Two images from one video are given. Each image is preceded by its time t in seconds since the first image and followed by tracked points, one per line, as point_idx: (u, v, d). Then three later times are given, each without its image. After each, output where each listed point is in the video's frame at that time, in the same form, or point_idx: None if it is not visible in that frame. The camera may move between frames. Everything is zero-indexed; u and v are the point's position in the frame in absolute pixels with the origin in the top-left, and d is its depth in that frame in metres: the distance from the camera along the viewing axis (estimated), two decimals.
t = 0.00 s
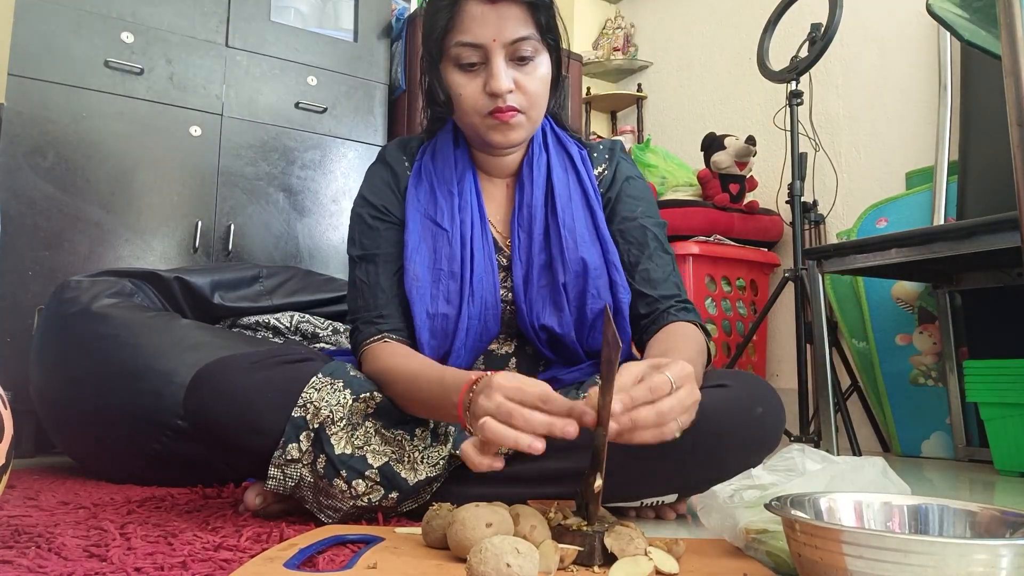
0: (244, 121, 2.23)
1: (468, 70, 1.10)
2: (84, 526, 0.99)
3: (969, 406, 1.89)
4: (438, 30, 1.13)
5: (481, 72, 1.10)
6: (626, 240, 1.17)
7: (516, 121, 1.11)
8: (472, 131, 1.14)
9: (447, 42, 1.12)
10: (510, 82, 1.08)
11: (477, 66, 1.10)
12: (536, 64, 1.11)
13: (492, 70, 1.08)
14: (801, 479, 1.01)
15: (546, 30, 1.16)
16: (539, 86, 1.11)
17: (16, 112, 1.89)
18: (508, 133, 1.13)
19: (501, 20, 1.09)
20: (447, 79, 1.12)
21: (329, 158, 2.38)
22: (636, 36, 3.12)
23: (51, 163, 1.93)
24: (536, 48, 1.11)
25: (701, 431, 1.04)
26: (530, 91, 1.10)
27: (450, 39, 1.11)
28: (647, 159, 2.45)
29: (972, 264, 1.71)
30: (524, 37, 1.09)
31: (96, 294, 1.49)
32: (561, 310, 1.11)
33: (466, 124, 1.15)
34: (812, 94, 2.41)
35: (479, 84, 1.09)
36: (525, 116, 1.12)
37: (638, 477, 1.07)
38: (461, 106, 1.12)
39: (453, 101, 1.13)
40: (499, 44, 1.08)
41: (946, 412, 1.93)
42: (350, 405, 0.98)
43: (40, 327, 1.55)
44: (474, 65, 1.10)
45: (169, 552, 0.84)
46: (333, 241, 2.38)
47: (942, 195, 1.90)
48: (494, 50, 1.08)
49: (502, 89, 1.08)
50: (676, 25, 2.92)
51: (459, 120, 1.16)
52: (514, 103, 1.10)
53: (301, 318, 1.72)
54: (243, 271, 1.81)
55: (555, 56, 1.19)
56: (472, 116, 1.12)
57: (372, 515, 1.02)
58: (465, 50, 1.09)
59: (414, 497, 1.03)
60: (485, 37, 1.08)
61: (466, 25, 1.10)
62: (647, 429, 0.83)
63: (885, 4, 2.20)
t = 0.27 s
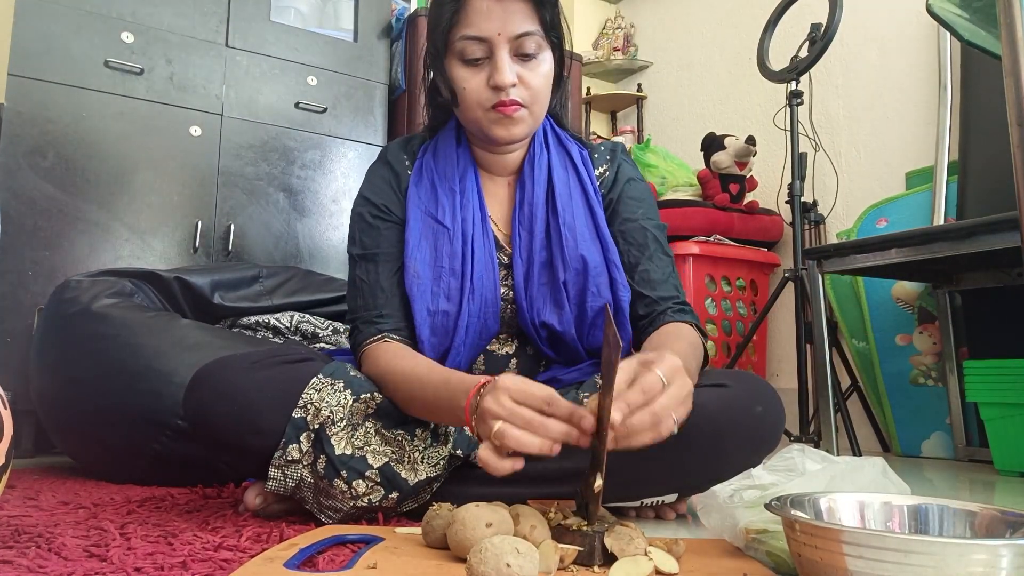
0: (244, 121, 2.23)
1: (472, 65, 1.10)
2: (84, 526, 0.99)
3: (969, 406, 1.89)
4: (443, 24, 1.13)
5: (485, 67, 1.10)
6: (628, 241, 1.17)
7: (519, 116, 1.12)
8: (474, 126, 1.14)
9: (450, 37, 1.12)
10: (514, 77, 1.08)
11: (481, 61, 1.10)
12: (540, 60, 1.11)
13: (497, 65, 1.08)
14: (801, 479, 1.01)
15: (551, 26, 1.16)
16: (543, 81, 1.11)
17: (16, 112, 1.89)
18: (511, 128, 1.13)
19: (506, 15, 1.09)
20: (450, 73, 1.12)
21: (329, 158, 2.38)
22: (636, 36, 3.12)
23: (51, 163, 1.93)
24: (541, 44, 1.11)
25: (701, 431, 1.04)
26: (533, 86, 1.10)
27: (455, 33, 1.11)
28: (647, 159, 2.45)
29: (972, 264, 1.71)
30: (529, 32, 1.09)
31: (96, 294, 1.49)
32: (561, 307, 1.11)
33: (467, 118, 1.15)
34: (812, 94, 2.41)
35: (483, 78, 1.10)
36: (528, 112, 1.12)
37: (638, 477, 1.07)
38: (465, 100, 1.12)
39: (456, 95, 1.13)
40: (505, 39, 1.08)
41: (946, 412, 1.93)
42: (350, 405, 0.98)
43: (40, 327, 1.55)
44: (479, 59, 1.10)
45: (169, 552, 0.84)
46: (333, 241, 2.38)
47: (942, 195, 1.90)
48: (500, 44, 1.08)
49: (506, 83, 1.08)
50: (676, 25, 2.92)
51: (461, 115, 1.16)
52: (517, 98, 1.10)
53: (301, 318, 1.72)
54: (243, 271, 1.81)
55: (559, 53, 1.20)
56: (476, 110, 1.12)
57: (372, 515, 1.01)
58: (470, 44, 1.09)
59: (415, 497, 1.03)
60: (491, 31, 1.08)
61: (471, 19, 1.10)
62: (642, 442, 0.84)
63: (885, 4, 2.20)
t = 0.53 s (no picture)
0: (245, 121, 2.23)
1: (468, 62, 1.11)
2: (84, 526, 0.99)
3: (969, 407, 1.89)
4: (438, 24, 1.13)
5: (481, 64, 1.10)
6: (626, 238, 1.17)
7: (515, 114, 1.11)
8: (471, 124, 1.14)
9: (444, 37, 1.13)
10: (510, 73, 1.08)
11: (477, 58, 1.10)
12: (535, 57, 1.12)
13: (492, 62, 1.09)
14: (801, 479, 1.01)
15: (547, 23, 1.17)
16: (540, 78, 1.12)
17: (16, 112, 1.89)
18: (507, 127, 1.13)
19: (501, 12, 1.10)
20: (445, 72, 1.13)
21: (329, 158, 2.38)
22: (636, 37, 3.12)
23: (51, 163, 1.93)
24: (535, 42, 1.11)
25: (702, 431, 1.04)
26: (529, 83, 1.11)
27: (450, 32, 1.12)
28: (647, 159, 2.46)
29: (972, 264, 1.71)
30: (523, 30, 1.10)
31: (96, 294, 1.50)
32: (560, 306, 1.11)
33: (464, 117, 1.15)
34: (812, 95, 2.41)
35: (479, 75, 1.10)
36: (524, 110, 1.12)
37: (638, 477, 1.07)
38: (461, 99, 1.12)
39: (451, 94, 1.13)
40: (499, 35, 1.09)
41: (946, 412, 1.93)
42: (351, 407, 0.98)
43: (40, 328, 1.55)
44: (475, 57, 1.10)
45: (169, 552, 0.84)
46: (333, 241, 2.38)
47: (942, 195, 1.90)
48: (495, 41, 1.09)
49: (502, 79, 1.08)
50: (676, 25, 2.92)
51: (457, 114, 1.16)
52: (513, 95, 1.10)
53: (301, 318, 1.72)
54: (243, 271, 1.81)
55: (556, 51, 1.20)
56: (472, 108, 1.12)
57: (372, 514, 1.01)
58: (465, 42, 1.10)
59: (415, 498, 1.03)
60: (486, 28, 1.09)
61: (465, 17, 1.10)
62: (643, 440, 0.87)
63: (885, 4, 2.20)
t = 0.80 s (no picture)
0: (245, 121, 2.23)
1: (469, 59, 1.11)
2: (84, 526, 0.99)
3: (969, 407, 1.89)
4: (438, 22, 1.13)
5: (482, 61, 1.10)
6: (619, 238, 1.17)
7: (516, 109, 1.12)
8: (471, 121, 1.14)
9: (445, 34, 1.12)
10: (511, 70, 1.09)
11: (477, 54, 1.10)
12: (536, 55, 1.12)
13: (493, 58, 1.09)
14: (801, 479, 1.01)
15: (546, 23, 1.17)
16: (540, 77, 1.12)
17: (16, 112, 1.89)
18: (508, 123, 1.12)
19: (501, 10, 1.10)
20: (446, 69, 1.13)
21: (329, 158, 2.38)
22: (636, 37, 3.12)
23: (51, 163, 1.93)
24: (535, 40, 1.12)
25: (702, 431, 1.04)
26: (530, 81, 1.11)
27: (450, 29, 1.12)
28: (647, 159, 2.46)
29: (972, 264, 1.71)
30: (523, 27, 1.10)
31: (96, 294, 1.49)
32: (557, 305, 1.10)
33: (464, 114, 1.15)
34: (812, 94, 2.41)
35: (480, 72, 1.10)
36: (525, 106, 1.12)
37: (637, 477, 1.07)
38: (462, 95, 1.12)
39: (452, 90, 1.13)
40: (501, 32, 1.10)
41: (946, 413, 1.94)
42: (354, 412, 0.98)
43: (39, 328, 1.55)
44: (476, 53, 1.11)
45: (169, 552, 0.84)
46: (333, 241, 2.38)
47: (942, 195, 1.90)
48: (496, 38, 1.10)
49: (503, 75, 1.08)
50: (676, 25, 2.92)
51: (457, 111, 1.16)
52: (515, 91, 1.10)
53: (301, 318, 1.72)
54: (243, 271, 1.81)
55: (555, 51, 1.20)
56: (472, 103, 1.12)
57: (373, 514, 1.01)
58: (466, 38, 1.10)
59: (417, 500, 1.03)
60: (487, 25, 1.10)
61: (467, 14, 1.11)
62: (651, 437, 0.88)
63: (885, 4, 2.20)
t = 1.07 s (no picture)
0: (245, 121, 2.23)
1: (523, 38, 1.13)
2: (84, 526, 0.99)
3: (969, 407, 1.89)
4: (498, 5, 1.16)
5: (535, 41, 1.12)
6: (643, 247, 1.17)
7: (561, 90, 1.14)
8: (515, 98, 1.14)
9: (504, 14, 1.15)
10: (561, 49, 1.12)
11: (531, 36, 1.13)
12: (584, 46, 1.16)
13: (546, 38, 1.12)
14: (801, 479, 1.00)
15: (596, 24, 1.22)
16: (584, 66, 1.16)
17: (16, 112, 1.90)
18: (551, 102, 1.14)
19: None
20: (496, 46, 1.14)
21: (329, 158, 2.38)
22: (636, 37, 3.12)
23: (51, 163, 1.94)
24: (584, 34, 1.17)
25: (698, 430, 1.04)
26: (577, 67, 1.14)
27: (510, 10, 1.14)
28: (647, 159, 2.46)
29: (972, 264, 1.71)
30: (576, 17, 1.15)
31: (96, 294, 1.49)
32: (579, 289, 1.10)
33: (506, 94, 1.16)
34: (812, 94, 2.41)
35: (532, 50, 1.12)
36: (569, 89, 1.15)
37: (637, 477, 1.07)
38: (512, 72, 1.13)
39: (501, 66, 1.14)
40: (556, 18, 1.13)
41: (946, 412, 1.93)
42: (353, 411, 1.00)
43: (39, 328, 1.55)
44: (530, 34, 1.13)
45: (169, 552, 0.84)
46: (333, 241, 2.38)
47: (942, 195, 1.90)
48: (550, 22, 1.13)
49: (555, 53, 1.11)
50: (676, 25, 2.92)
51: (499, 90, 1.17)
52: (563, 71, 1.13)
53: (301, 318, 1.71)
54: (243, 271, 1.81)
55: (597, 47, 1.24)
56: (521, 81, 1.13)
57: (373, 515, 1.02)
58: (522, 19, 1.13)
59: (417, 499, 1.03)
60: (544, 9, 1.13)
61: None
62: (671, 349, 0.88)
63: (885, 4, 2.20)
